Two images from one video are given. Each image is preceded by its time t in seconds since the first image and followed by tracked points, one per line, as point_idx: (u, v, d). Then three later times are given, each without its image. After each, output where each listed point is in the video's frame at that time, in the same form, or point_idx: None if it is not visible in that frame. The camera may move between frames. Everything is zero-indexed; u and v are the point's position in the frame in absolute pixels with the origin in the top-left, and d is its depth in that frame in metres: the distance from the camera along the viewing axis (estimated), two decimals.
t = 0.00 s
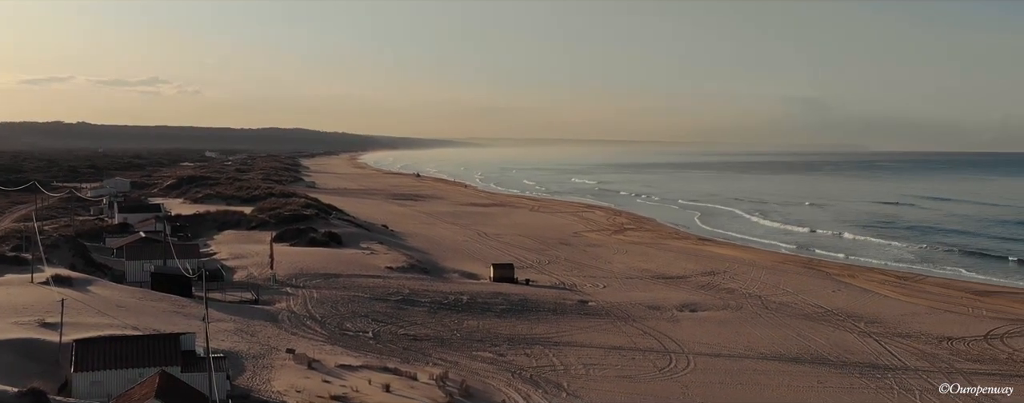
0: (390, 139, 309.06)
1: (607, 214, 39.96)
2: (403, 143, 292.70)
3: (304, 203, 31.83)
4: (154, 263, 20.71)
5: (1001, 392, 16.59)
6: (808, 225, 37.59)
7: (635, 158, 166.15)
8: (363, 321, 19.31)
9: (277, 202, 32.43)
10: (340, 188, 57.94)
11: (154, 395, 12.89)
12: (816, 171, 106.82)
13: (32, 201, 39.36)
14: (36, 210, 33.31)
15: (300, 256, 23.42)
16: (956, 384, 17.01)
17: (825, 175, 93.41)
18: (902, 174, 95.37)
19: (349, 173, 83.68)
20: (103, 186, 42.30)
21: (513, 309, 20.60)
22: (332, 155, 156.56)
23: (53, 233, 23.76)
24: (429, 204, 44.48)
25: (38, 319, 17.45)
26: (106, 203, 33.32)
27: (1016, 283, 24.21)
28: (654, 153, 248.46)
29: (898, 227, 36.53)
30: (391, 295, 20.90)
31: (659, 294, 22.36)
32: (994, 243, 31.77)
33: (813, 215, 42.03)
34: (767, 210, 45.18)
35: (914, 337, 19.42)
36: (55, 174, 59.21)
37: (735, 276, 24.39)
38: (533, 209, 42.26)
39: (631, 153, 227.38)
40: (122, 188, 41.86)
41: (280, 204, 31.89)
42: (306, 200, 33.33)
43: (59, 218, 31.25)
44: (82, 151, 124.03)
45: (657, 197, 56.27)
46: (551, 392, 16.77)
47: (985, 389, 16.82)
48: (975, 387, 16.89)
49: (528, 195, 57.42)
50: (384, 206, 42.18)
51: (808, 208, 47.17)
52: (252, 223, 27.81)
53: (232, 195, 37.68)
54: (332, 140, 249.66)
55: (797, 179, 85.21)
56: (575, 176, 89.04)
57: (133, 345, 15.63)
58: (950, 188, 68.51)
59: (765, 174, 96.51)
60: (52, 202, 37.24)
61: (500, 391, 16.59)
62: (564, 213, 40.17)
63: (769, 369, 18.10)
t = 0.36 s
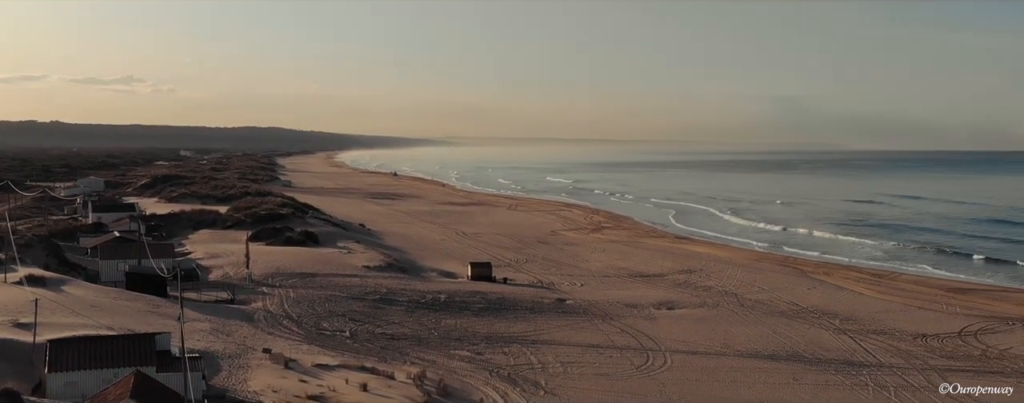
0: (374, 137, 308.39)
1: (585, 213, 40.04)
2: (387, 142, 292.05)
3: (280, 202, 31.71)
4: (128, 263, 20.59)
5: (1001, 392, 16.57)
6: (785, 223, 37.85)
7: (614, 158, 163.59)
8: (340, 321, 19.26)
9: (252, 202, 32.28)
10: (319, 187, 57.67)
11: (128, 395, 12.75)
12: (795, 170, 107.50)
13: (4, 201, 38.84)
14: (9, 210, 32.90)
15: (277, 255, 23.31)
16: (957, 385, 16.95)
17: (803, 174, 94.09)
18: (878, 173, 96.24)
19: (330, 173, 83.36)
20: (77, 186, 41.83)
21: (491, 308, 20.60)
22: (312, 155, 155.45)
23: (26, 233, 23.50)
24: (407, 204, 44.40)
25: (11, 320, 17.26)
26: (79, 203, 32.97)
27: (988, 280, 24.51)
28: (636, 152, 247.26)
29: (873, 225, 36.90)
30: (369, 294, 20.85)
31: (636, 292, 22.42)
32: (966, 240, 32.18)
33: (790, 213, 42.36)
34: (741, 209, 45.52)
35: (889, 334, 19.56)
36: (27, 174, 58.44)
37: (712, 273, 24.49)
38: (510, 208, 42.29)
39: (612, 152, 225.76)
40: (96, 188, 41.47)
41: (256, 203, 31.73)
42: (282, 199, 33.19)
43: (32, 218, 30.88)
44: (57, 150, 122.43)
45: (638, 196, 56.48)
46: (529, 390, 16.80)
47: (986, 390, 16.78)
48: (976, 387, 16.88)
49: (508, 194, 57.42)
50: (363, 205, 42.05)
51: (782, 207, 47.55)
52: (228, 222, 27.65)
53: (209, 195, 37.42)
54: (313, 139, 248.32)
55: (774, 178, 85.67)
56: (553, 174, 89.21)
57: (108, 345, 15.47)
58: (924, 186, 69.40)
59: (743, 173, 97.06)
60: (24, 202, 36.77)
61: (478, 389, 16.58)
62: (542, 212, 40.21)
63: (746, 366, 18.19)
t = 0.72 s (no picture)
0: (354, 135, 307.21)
1: (559, 211, 40.14)
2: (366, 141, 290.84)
3: (252, 201, 31.48)
4: (97, 263, 20.40)
5: (1001, 392, 16.58)
6: (757, 222, 38.15)
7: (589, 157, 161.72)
8: (312, 321, 19.17)
9: (224, 201, 32.03)
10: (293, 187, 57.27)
11: (97, 396, 12.60)
12: (770, 168, 108.28)
13: None
14: None
15: (248, 254, 23.16)
16: (957, 385, 16.97)
17: (775, 173, 94.89)
18: (849, 171, 97.09)
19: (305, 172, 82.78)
20: (44, 186, 41.21)
21: (464, 307, 20.58)
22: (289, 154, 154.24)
23: None
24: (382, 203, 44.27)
25: None
26: (46, 203, 32.51)
27: (954, 277, 24.88)
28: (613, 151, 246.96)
29: (843, 223, 37.34)
30: (341, 294, 20.76)
31: (609, 290, 22.49)
32: (934, 238, 32.67)
33: (761, 212, 42.70)
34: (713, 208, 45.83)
35: (858, 331, 19.73)
36: None
37: (683, 272, 24.60)
38: (484, 207, 42.27)
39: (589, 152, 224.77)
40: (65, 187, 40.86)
41: (227, 203, 31.47)
42: (253, 199, 32.94)
43: None
44: (28, 151, 120.35)
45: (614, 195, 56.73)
46: (501, 388, 16.81)
47: (986, 390, 16.78)
48: (976, 387, 16.88)
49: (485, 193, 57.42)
50: (337, 205, 41.88)
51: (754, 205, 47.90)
52: (199, 222, 27.42)
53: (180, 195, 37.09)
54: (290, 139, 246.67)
55: (746, 176, 86.40)
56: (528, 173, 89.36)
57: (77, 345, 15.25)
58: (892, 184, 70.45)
59: (717, 172, 97.60)
60: None
61: (450, 389, 16.55)
62: (516, 211, 40.25)
63: (718, 364, 18.30)
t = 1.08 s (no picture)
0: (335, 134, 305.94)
1: (533, 210, 40.23)
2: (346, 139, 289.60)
3: (222, 201, 31.25)
4: (65, 263, 20.25)
5: (1002, 392, 16.58)
6: (729, 220, 38.43)
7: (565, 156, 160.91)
8: (283, 321, 19.08)
9: (194, 200, 31.78)
10: (264, 186, 56.79)
11: (65, 397, 12.44)
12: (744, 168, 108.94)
13: None
14: None
15: (219, 254, 23.01)
16: (957, 385, 16.96)
17: (746, 172, 95.57)
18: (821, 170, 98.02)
19: (280, 171, 82.20)
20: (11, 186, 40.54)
21: (436, 306, 20.55)
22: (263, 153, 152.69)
23: None
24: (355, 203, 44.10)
25: None
26: (12, 203, 32.04)
27: (921, 275, 25.21)
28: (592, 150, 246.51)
29: (813, 222, 37.76)
30: (312, 294, 20.68)
31: (581, 289, 22.54)
32: (902, 236, 33.11)
33: (731, 210, 43.05)
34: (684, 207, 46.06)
35: (828, 328, 19.89)
36: None
37: (654, 270, 24.70)
38: (457, 206, 42.24)
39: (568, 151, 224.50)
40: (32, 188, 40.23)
41: (197, 202, 31.22)
42: (224, 198, 32.69)
43: None
44: None
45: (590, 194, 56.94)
46: (474, 387, 16.80)
47: (987, 389, 16.77)
48: (976, 387, 16.87)
49: (460, 192, 57.39)
50: (309, 204, 41.66)
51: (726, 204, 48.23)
52: (168, 222, 27.19)
53: (150, 194, 36.67)
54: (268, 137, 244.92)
55: (718, 175, 86.99)
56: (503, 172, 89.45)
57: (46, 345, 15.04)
58: (860, 183, 71.41)
59: (690, 171, 98.26)
60: None
61: (423, 388, 16.52)
62: (488, 210, 40.28)
63: (689, 361, 18.39)
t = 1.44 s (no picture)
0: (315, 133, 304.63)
1: (507, 210, 40.26)
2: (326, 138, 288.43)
3: (191, 201, 31.01)
4: (32, 263, 20.06)
5: (1001, 392, 16.57)
6: (701, 219, 38.64)
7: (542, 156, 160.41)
8: (253, 321, 18.97)
9: (162, 200, 31.50)
10: (237, 186, 56.29)
11: (32, 398, 12.22)
12: (718, 167, 109.78)
13: None
14: None
15: (189, 254, 22.84)
16: (958, 385, 16.94)
17: (719, 171, 96.38)
18: (795, 170, 98.83)
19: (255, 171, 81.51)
20: None
21: (408, 306, 20.51)
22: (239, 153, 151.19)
23: None
24: (327, 202, 43.87)
25: None
26: None
27: (889, 272, 25.49)
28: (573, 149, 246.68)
29: (785, 220, 38.10)
30: (282, 294, 20.58)
31: (553, 288, 22.58)
32: (870, 235, 33.50)
33: (700, 210, 43.32)
34: (656, 206, 46.33)
35: (797, 326, 20.02)
36: None
37: (626, 269, 24.79)
38: (430, 205, 42.19)
39: (547, 151, 224.51)
40: None
41: (166, 202, 30.95)
42: (192, 198, 32.42)
43: None
44: None
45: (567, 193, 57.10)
46: (446, 387, 16.78)
47: (987, 390, 16.76)
48: (976, 387, 16.86)
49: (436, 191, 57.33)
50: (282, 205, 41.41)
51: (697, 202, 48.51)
52: (136, 222, 26.94)
53: (119, 194, 36.25)
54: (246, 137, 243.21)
55: (690, 174, 87.58)
56: (479, 172, 89.53)
57: (12, 346, 14.71)
58: (830, 182, 72.25)
59: (663, 170, 98.90)
60: None
61: (394, 388, 16.48)
62: (461, 209, 40.27)
63: (660, 359, 18.47)
